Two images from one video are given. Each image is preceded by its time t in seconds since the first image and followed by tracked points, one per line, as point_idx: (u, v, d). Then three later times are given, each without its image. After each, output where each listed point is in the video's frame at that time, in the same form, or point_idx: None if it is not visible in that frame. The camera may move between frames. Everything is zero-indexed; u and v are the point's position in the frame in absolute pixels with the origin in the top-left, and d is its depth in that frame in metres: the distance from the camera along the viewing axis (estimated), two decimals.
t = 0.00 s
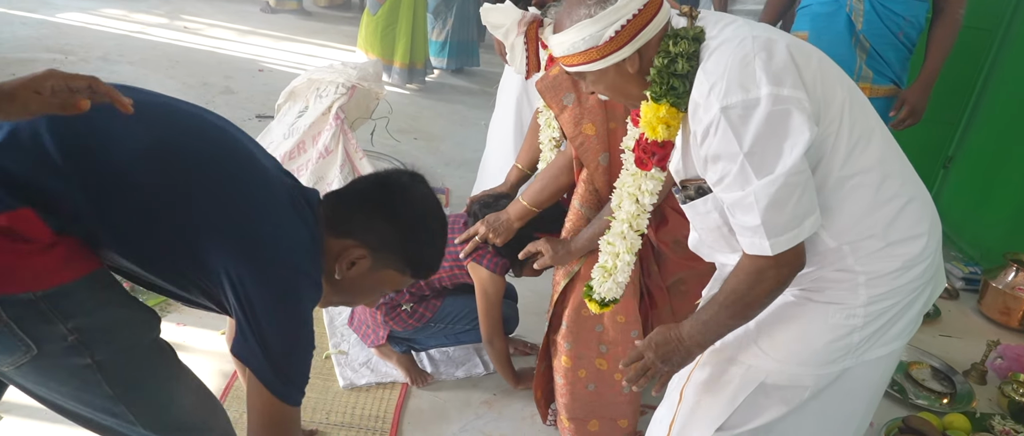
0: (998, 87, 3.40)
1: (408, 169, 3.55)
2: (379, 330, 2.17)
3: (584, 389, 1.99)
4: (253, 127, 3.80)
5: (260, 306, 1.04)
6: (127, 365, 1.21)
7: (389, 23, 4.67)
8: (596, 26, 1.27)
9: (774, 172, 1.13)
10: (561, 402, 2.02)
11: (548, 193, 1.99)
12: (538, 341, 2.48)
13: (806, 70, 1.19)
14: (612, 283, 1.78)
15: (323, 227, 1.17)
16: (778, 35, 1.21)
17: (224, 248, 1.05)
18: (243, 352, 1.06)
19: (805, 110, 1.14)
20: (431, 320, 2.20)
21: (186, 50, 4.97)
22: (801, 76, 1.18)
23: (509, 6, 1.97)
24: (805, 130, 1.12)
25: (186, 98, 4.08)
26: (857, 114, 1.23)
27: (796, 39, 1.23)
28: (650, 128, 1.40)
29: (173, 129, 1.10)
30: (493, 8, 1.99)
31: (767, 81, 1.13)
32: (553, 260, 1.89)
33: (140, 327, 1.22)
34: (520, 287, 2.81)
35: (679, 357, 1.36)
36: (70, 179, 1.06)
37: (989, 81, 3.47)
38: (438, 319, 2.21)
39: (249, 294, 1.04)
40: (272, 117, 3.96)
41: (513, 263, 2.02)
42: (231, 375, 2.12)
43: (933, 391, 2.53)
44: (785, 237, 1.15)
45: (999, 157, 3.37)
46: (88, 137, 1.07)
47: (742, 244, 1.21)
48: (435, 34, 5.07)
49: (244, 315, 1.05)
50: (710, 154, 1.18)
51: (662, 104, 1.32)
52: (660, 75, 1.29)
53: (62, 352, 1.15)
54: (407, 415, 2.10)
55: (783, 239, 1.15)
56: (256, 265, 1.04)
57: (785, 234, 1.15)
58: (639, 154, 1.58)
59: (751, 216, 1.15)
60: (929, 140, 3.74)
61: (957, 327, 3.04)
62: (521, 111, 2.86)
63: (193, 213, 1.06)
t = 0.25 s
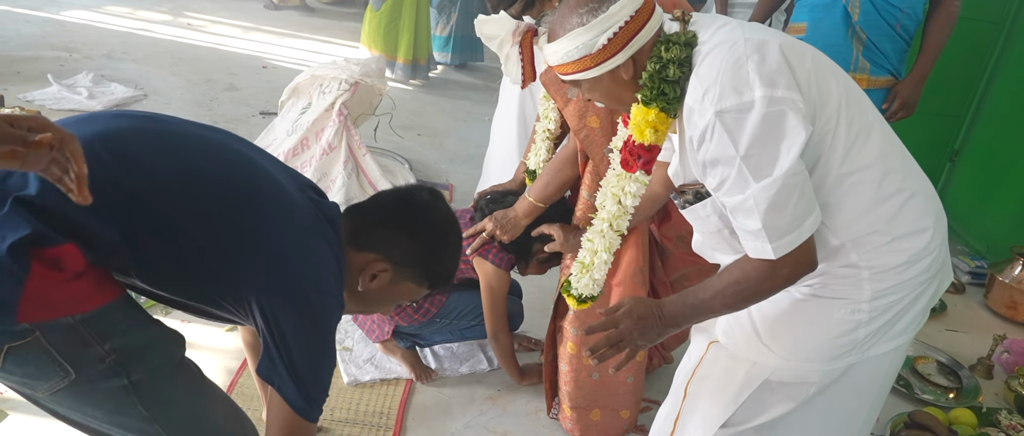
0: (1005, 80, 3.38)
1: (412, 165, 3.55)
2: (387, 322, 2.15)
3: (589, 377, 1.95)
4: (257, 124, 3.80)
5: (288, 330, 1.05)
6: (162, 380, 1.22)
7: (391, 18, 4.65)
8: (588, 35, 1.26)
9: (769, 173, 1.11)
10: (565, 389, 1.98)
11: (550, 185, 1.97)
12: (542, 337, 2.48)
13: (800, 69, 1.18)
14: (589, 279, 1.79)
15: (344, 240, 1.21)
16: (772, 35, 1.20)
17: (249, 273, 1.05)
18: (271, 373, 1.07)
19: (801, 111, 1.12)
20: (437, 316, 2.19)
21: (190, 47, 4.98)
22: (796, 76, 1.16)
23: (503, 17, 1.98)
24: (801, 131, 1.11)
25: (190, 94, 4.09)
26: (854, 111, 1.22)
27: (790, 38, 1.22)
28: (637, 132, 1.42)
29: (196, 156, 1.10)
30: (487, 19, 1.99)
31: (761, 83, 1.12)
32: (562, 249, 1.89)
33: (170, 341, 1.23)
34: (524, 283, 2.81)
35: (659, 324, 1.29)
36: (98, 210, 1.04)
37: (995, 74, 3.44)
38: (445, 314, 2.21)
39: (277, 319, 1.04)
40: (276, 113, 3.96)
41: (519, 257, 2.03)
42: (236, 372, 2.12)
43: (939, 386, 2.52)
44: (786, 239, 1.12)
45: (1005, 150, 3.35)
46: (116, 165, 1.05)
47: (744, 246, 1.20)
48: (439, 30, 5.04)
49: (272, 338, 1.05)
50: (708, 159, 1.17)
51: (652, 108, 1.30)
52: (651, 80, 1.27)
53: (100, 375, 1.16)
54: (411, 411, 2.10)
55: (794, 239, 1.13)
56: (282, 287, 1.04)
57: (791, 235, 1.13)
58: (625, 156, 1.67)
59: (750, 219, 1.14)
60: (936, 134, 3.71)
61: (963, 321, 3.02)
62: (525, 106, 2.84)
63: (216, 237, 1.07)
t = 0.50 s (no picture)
0: (1011, 78, 3.36)
1: (416, 167, 3.55)
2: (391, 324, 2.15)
3: (590, 372, 1.99)
4: (262, 127, 3.81)
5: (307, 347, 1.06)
6: (173, 406, 1.20)
7: (395, 20, 4.66)
8: (589, 44, 1.25)
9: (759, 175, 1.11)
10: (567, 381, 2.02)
11: (554, 183, 1.96)
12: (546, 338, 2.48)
13: (797, 74, 1.17)
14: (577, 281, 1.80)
15: (354, 244, 1.21)
16: (769, 40, 1.20)
17: (261, 289, 1.06)
18: (287, 383, 1.08)
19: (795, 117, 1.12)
20: (442, 318, 2.19)
21: (195, 50, 5.00)
22: (793, 81, 1.16)
23: (504, 29, 2.18)
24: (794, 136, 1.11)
25: (195, 97, 4.10)
26: (855, 114, 1.22)
27: (788, 42, 1.22)
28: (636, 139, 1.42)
29: (203, 175, 1.09)
30: (490, 30, 2.19)
31: (752, 89, 1.12)
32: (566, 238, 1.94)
33: (180, 365, 1.21)
34: (528, 284, 2.81)
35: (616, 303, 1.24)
36: (111, 245, 1.05)
37: (1002, 72, 3.43)
38: (450, 316, 2.20)
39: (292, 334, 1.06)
40: (280, 116, 3.97)
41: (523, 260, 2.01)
42: (241, 375, 2.13)
43: (947, 386, 2.51)
44: (772, 244, 1.12)
45: (1012, 149, 3.33)
46: (122, 191, 1.05)
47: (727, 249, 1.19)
48: (443, 31, 5.05)
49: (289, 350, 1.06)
50: (701, 166, 1.17)
51: (649, 115, 1.32)
52: (649, 88, 1.28)
53: (114, 399, 1.15)
54: (416, 414, 2.10)
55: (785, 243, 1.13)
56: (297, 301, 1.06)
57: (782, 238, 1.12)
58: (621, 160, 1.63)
59: (734, 221, 1.13)
60: (942, 133, 3.69)
61: (971, 321, 3.01)
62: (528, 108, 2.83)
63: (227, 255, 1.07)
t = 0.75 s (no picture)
0: (1015, 78, 3.36)
1: (419, 172, 3.55)
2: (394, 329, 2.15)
3: (591, 368, 2.01)
4: (265, 133, 3.82)
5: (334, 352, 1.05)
6: None
7: (397, 25, 4.67)
8: (589, 57, 1.26)
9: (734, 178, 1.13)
10: (568, 377, 2.04)
11: (555, 187, 1.96)
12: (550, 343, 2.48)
13: (796, 82, 1.17)
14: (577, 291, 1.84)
15: (371, 256, 1.21)
16: (768, 48, 1.19)
17: (273, 305, 1.06)
18: (297, 397, 1.08)
19: (783, 128, 1.13)
20: (446, 323, 2.19)
21: (198, 57, 5.01)
22: (790, 91, 1.16)
23: (507, 44, 2.19)
24: (778, 146, 1.12)
25: (198, 104, 4.12)
26: (854, 121, 1.21)
27: (788, 51, 1.21)
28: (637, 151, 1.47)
29: (207, 199, 1.09)
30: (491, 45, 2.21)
31: (741, 100, 1.13)
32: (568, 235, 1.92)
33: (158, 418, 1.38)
34: (532, 289, 2.81)
35: (563, 259, 1.31)
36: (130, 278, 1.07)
37: (1005, 73, 3.42)
38: (454, 321, 2.20)
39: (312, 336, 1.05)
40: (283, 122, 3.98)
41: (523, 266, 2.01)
42: (244, 381, 2.13)
43: (953, 389, 2.50)
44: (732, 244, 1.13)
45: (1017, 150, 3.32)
46: (138, 227, 1.07)
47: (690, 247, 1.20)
48: (445, 35, 5.06)
49: (311, 359, 1.05)
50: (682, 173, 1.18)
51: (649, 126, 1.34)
52: (649, 99, 1.29)
53: None
54: (420, 420, 2.09)
55: (754, 253, 1.15)
56: (312, 307, 1.04)
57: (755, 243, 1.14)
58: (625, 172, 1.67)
59: (696, 219, 1.14)
60: (946, 134, 3.68)
61: (977, 323, 2.99)
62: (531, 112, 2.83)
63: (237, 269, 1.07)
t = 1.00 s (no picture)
0: (1016, 77, 3.35)
1: (420, 174, 3.55)
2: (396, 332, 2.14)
3: (592, 367, 2.01)
4: (266, 136, 3.83)
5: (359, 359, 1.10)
6: None
7: (398, 27, 4.68)
8: (590, 61, 1.27)
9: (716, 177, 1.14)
10: (568, 376, 2.04)
11: (554, 186, 1.93)
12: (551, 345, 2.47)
13: (792, 87, 1.17)
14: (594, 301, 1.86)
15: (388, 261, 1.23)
16: (764, 54, 1.20)
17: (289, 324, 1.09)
18: (310, 409, 1.11)
19: (770, 135, 1.15)
20: (447, 326, 2.18)
21: (199, 61, 5.02)
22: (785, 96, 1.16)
23: (507, 50, 2.19)
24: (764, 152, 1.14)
25: (199, 107, 4.12)
26: (852, 125, 1.21)
27: (786, 56, 1.21)
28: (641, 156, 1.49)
29: (216, 226, 1.12)
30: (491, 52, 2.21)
31: (729, 106, 1.14)
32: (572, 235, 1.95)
33: None
34: (533, 291, 2.81)
35: (524, 243, 1.32)
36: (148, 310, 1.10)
37: (1007, 72, 3.41)
38: (455, 323, 2.19)
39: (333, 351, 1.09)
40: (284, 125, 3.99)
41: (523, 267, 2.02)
42: (246, 385, 2.12)
43: (956, 390, 2.50)
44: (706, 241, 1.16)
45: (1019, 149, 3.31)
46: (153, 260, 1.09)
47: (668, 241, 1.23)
48: (446, 38, 5.06)
49: (329, 370, 1.09)
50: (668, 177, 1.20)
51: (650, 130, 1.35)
52: (648, 103, 1.30)
53: None
54: (421, 423, 2.09)
55: (718, 253, 1.17)
56: (333, 319, 1.08)
57: (723, 239, 1.17)
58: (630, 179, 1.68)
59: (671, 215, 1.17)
60: (947, 134, 3.67)
61: (980, 324, 2.99)
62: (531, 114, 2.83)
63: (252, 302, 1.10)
